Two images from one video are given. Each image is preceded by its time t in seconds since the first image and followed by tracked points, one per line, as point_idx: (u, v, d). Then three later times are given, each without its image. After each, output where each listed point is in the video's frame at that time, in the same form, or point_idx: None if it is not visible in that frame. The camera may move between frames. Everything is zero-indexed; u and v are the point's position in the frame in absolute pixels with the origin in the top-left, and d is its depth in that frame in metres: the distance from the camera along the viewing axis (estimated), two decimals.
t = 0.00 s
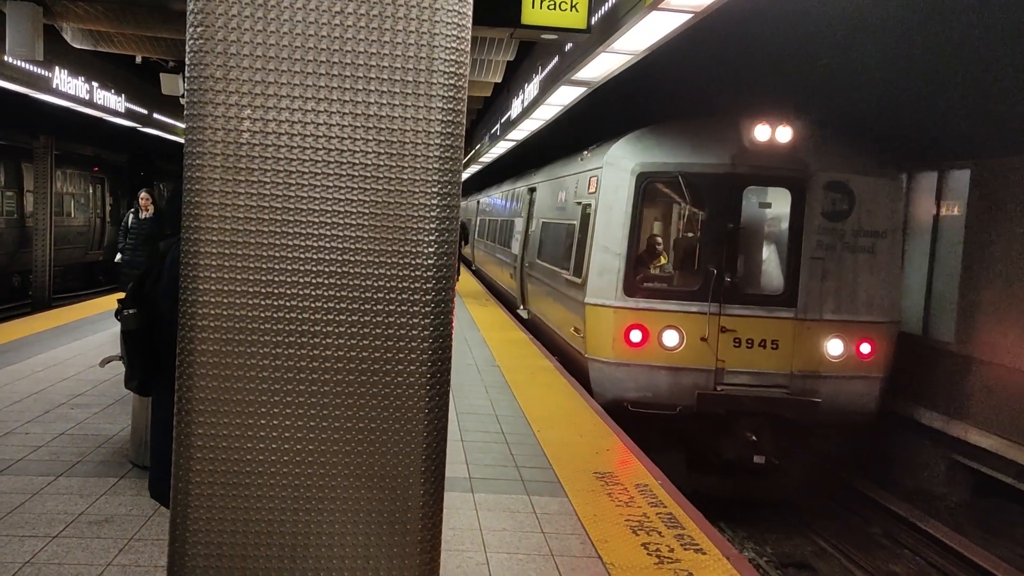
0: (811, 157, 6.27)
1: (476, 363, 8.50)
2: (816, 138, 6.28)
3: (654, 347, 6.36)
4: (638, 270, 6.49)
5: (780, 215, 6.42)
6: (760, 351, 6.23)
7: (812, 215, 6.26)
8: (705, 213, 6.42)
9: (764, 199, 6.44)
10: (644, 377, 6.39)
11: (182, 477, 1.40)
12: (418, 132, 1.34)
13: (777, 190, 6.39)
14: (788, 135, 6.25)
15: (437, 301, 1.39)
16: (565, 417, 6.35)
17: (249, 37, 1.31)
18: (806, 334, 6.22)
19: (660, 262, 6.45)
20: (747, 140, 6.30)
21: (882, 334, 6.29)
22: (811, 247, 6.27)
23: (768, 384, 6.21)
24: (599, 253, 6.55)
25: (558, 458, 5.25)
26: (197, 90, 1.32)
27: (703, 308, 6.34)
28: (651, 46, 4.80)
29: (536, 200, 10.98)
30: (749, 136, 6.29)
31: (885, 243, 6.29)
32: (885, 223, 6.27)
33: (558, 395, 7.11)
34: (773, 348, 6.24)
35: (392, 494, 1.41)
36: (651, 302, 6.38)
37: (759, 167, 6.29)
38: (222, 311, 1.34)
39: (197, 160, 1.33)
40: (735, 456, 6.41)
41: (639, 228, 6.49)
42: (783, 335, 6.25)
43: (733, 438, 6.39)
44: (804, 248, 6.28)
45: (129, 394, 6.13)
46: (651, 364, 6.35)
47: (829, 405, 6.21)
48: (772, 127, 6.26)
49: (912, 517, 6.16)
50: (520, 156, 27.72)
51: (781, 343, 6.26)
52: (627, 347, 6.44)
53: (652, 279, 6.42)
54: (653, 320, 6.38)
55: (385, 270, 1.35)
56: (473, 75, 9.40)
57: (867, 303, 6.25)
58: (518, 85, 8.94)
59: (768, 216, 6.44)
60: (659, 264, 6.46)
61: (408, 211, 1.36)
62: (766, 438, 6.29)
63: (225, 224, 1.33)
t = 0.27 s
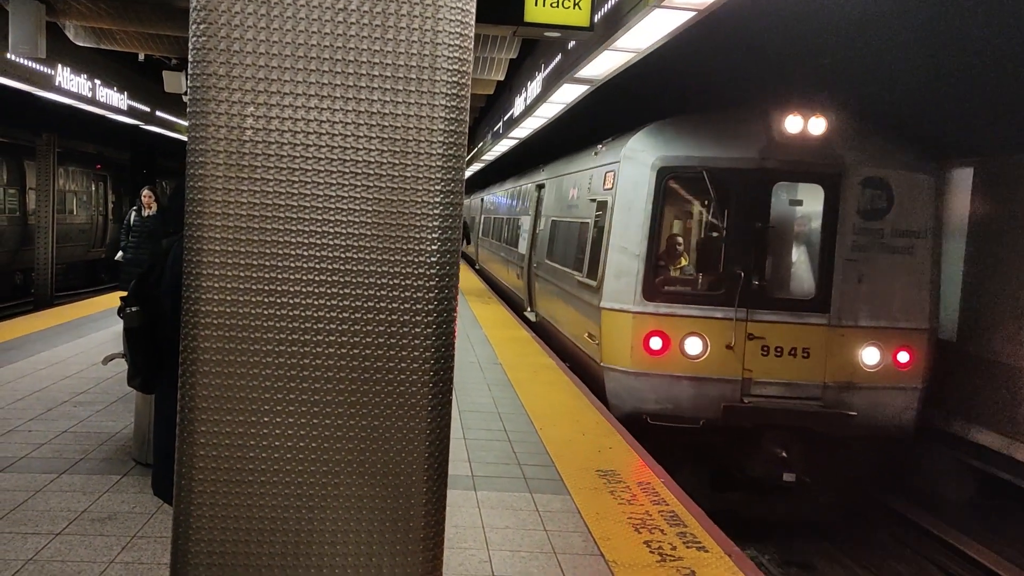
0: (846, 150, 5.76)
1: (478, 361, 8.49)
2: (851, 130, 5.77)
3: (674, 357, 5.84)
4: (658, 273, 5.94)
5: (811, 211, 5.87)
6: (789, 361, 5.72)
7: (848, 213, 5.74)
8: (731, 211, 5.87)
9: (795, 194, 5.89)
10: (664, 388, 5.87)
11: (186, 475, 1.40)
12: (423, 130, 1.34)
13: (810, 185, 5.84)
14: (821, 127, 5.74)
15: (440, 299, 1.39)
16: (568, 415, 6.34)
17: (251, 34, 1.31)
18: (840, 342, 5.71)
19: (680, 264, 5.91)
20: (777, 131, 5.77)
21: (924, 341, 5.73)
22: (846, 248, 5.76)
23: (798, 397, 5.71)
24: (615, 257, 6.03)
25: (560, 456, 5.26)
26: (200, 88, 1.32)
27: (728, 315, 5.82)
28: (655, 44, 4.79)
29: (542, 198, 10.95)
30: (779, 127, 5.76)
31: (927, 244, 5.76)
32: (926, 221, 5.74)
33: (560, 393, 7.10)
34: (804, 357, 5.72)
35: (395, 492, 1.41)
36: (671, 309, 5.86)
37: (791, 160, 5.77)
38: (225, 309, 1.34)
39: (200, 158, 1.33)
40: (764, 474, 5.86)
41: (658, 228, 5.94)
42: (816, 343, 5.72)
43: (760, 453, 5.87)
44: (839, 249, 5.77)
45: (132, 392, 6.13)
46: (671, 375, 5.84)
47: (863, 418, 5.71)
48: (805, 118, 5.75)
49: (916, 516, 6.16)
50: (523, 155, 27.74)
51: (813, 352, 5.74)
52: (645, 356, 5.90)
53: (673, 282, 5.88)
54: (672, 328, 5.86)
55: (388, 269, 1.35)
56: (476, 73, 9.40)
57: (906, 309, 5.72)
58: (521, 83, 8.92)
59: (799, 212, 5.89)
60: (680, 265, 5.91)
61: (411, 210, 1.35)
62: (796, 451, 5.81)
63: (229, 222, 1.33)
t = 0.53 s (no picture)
0: (882, 143, 5.44)
1: (480, 360, 8.50)
2: (888, 122, 5.45)
3: (700, 367, 5.53)
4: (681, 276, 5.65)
5: (845, 211, 5.56)
6: (824, 372, 5.40)
7: (885, 211, 5.43)
8: (760, 211, 5.57)
9: (828, 192, 5.57)
10: (688, 401, 5.56)
11: (189, 475, 1.40)
12: (426, 129, 1.35)
13: (843, 182, 5.54)
14: (857, 118, 5.42)
15: (443, 298, 1.39)
16: (570, 413, 6.34)
17: (255, 32, 1.31)
18: (878, 351, 5.39)
19: (704, 267, 5.63)
20: (809, 124, 5.47)
21: (967, 351, 5.41)
22: (883, 250, 5.44)
23: (834, 411, 5.39)
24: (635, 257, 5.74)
25: (562, 454, 5.27)
26: (203, 87, 1.32)
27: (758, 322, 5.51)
28: (656, 42, 4.80)
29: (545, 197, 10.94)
30: (814, 119, 5.46)
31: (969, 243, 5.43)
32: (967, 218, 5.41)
33: (562, 391, 7.09)
34: (839, 367, 5.40)
35: (398, 491, 1.41)
36: (696, 316, 5.55)
37: (825, 154, 5.45)
38: (229, 308, 1.34)
39: (204, 157, 1.33)
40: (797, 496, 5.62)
41: (682, 227, 5.65)
42: (852, 352, 5.41)
43: (793, 470, 5.58)
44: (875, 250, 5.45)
45: (134, 390, 6.15)
46: (698, 386, 5.52)
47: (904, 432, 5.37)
48: (840, 108, 5.42)
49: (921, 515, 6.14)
50: (525, 154, 27.78)
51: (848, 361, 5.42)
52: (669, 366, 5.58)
53: (697, 286, 5.58)
54: (698, 336, 5.54)
55: (391, 267, 1.35)
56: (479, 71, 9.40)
57: (948, 314, 5.40)
58: (524, 81, 8.93)
59: (832, 212, 5.58)
60: (704, 268, 5.63)
61: (414, 209, 1.35)
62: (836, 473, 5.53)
63: (232, 221, 1.33)
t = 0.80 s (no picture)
0: (929, 135, 4.93)
1: (483, 359, 8.49)
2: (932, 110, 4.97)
3: (729, 380, 5.05)
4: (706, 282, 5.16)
5: (888, 208, 5.06)
6: (865, 387, 4.90)
7: (933, 210, 4.91)
8: (794, 210, 5.07)
9: (867, 188, 5.08)
10: (715, 418, 5.10)
11: (192, 473, 1.40)
12: (429, 128, 1.34)
13: (885, 177, 5.04)
14: (903, 106, 4.89)
15: (446, 296, 1.39)
16: (573, 412, 6.33)
17: (258, 31, 1.31)
18: (923, 364, 4.89)
19: (729, 270, 5.17)
20: (848, 115, 4.96)
21: (1019, 362, 4.93)
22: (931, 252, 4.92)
23: (874, 429, 4.91)
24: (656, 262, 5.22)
25: (565, 453, 5.27)
26: (206, 85, 1.32)
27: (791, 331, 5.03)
28: (659, 41, 4.80)
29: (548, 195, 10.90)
30: (851, 111, 4.95)
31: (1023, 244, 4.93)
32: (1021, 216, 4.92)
33: (565, 390, 7.09)
34: (881, 381, 4.91)
35: (401, 489, 1.41)
36: (724, 324, 5.07)
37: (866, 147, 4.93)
38: (232, 304, 1.34)
39: (207, 156, 1.33)
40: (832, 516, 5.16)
41: (708, 229, 5.15)
42: (895, 365, 4.91)
43: (829, 489, 5.10)
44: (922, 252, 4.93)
45: (138, 388, 6.16)
46: (726, 401, 5.05)
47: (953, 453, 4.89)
48: (885, 96, 4.89)
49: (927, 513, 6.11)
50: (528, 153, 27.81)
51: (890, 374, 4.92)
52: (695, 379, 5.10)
53: (723, 292, 5.10)
54: (726, 347, 5.06)
55: (394, 265, 1.36)
56: (481, 70, 9.40)
57: (1001, 323, 4.90)
58: (526, 80, 8.91)
59: (873, 210, 5.08)
60: (731, 271, 5.17)
61: (416, 207, 1.35)
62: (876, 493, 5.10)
63: (234, 219, 1.33)
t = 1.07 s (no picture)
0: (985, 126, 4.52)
1: (486, 358, 8.48)
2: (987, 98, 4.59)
3: (764, 396, 4.66)
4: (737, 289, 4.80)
5: (939, 207, 4.67)
6: (914, 405, 4.53)
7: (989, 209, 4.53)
8: (836, 210, 4.68)
9: (916, 184, 4.70)
10: (748, 437, 4.70)
11: (195, 472, 1.40)
12: (431, 126, 1.34)
13: (936, 173, 4.66)
14: (957, 94, 4.50)
15: (449, 295, 1.39)
16: (576, 412, 6.31)
17: (260, 30, 1.30)
18: (977, 380, 4.52)
19: (759, 275, 4.84)
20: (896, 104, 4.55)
21: None
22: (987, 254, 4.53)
23: (924, 451, 4.54)
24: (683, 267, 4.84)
25: (568, 453, 5.26)
26: (208, 83, 1.31)
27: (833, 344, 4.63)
28: (662, 40, 4.79)
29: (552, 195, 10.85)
30: (900, 100, 4.54)
31: None
32: None
33: (569, 390, 7.07)
34: (931, 399, 4.53)
35: (404, 489, 1.41)
36: (758, 336, 4.68)
37: (916, 139, 4.55)
38: (234, 303, 1.34)
39: (209, 155, 1.32)
40: (884, 550, 4.77)
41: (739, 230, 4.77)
42: (946, 380, 4.54)
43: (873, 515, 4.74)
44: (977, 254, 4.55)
45: (141, 388, 6.16)
46: (762, 420, 4.67)
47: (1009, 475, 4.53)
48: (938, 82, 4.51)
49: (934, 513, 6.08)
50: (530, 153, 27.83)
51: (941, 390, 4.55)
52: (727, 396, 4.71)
53: (756, 300, 4.77)
54: (761, 361, 4.68)
55: (396, 264, 1.35)
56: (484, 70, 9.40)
57: None
58: (530, 79, 8.89)
59: (920, 209, 4.71)
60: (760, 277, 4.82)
61: (419, 205, 1.35)
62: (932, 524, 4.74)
63: (236, 218, 1.32)
